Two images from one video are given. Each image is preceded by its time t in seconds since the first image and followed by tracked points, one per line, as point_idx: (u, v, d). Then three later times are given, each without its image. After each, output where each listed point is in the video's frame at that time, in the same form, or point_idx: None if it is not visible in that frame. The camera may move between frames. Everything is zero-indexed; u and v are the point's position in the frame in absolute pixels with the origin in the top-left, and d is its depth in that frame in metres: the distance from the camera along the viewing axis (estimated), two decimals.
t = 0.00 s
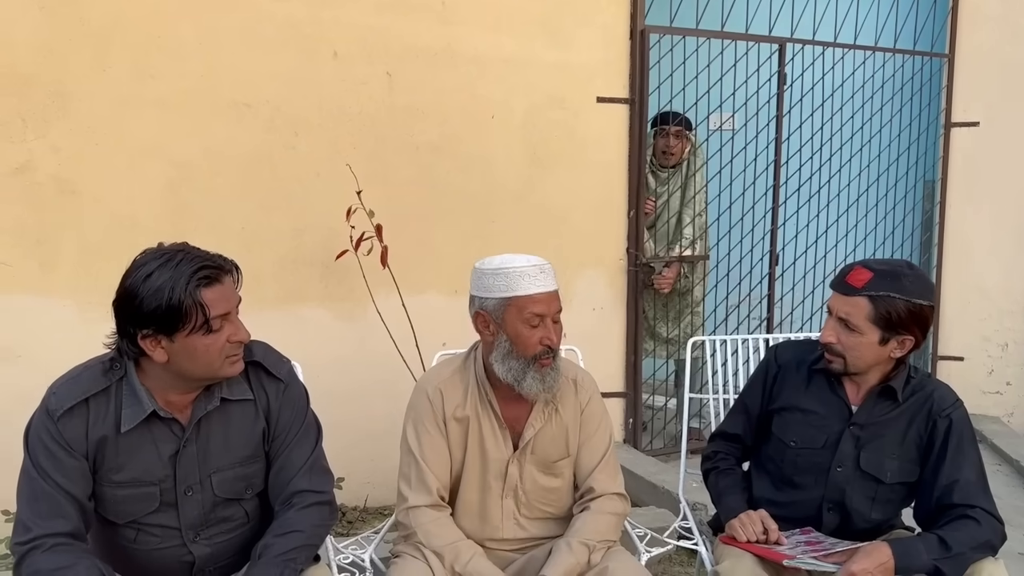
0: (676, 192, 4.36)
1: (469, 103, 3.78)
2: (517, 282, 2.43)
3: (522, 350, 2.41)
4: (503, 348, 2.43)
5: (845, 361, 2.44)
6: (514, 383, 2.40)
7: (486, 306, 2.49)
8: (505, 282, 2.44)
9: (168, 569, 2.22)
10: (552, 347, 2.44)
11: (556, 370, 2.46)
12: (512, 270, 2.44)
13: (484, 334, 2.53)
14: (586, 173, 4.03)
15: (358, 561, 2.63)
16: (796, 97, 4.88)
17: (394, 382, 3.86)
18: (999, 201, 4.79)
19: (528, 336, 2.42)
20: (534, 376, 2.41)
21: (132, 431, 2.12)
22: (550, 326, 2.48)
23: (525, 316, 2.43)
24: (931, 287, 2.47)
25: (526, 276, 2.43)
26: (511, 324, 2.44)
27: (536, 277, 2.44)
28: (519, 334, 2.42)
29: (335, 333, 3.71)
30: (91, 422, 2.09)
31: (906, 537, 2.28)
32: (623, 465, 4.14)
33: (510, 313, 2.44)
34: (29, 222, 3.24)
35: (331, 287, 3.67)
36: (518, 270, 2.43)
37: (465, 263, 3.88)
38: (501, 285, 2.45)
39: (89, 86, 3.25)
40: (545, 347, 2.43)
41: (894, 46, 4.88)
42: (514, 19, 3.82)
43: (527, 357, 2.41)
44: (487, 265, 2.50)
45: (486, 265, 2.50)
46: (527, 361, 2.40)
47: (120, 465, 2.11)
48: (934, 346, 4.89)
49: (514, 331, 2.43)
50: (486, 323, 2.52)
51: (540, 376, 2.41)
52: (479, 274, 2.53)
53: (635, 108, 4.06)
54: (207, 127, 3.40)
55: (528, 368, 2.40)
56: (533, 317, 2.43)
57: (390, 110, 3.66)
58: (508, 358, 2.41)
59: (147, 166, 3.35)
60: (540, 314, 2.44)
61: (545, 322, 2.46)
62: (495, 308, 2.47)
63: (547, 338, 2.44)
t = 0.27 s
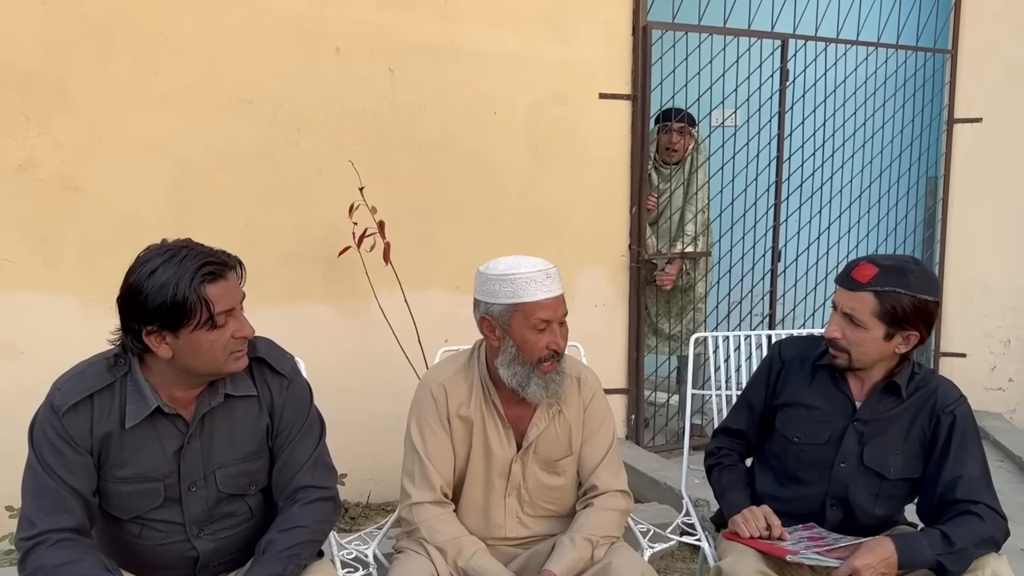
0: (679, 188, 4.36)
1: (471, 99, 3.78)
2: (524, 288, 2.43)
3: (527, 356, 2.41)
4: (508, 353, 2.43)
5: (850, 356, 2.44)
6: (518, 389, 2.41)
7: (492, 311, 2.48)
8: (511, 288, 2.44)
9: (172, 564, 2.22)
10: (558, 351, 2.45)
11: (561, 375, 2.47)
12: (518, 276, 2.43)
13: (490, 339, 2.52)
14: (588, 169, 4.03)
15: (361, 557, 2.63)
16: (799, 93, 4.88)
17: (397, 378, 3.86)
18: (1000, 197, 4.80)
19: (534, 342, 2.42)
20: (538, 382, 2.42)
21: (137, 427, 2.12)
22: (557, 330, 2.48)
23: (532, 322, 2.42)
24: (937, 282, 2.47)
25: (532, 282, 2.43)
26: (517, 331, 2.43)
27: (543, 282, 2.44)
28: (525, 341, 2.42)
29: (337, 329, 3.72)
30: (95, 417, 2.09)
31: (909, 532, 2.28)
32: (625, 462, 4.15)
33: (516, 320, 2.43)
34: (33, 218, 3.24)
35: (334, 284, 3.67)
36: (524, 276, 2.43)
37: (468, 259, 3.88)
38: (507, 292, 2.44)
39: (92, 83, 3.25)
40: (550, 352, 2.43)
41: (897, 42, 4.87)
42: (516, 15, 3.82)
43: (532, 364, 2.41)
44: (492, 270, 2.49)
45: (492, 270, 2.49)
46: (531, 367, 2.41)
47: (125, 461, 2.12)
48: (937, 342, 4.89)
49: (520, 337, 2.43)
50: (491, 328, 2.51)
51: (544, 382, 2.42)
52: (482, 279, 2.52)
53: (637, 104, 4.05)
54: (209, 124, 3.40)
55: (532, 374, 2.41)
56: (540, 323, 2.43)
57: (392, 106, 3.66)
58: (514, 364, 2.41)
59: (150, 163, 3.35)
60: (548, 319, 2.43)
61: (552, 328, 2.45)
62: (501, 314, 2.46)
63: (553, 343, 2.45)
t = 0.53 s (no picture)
0: (681, 184, 4.36)
1: (473, 95, 3.78)
2: (534, 286, 2.43)
3: (534, 353, 2.42)
4: (515, 350, 2.43)
5: (854, 353, 2.44)
6: (525, 386, 2.41)
7: (499, 308, 2.49)
8: (520, 286, 2.44)
9: (176, 560, 2.23)
10: (564, 349, 2.45)
11: (568, 370, 2.47)
12: (527, 274, 2.44)
13: (496, 336, 2.52)
14: (590, 165, 4.02)
15: (364, 553, 2.64)
16: (802, 90, 4.88)
17: (399, 375, 3.86)
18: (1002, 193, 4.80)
19: (541, 340, 2.42)
20: (546, 378, 2.41)
21: (141, 424, 2.12)
22: (563, 329, 2.48)
23: (539, 320, 2.44)
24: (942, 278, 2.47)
25: (541, 280, 2.44)
26: (524, 328, 2.44)
27: (551, 280, 2.45)
28: (532, 338, 2.43)
29: (340, 326, 3.72)
30: (99, 414, 2.10)
31: (911, 528, 2.28)
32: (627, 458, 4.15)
33: (524, 317, 2.44)
34: (35, 215, 3.24)
35: (336, 280, 3.67)
36: (533, 274, 2.43)
37: (470, 256, 3.88)
38: (516, 289, 2.45)
39: (94, 79, 3.25)
40: (558, 350, 2.44)
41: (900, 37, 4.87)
42: (518, 11, 3.81)
43: (539, 360, 2.42)
44: (500, 267, 2.50)
45: (500, 267, 2.50)
46: (539, 364, 2.41)
47: (129, 457, 2.12)
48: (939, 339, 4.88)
49: (528, 335, 2.43)
50: (498, 325, 2.51)
51: (552, 377, 2.42)
52: (491, 275, 2.52)
53: (640, 100, 4.05)
54: (211, 120, 3.40)
55: (540, 370, 2.41)
56: (547, 321, 2.44)
57: (394, 103, 3.65)
58: (521, 361, 2.42)
59: (152, 159, 3.35)
60: (554, 318, 2.45)
61: (558, 325, 2.46)
62: (509, 311, 2.47)
63: (560, 342, 2.45)
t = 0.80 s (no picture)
0: (682, 179, 4.35)
1: (475, 91, 3.77)
2: (531, 270, 2.44)
3: (533, 338, 2.42)
4: (514, 337, 2.43)
5: (858, 348, 2.44)
6: (525, 372, 2.41)
7: (497, 295, 2.49)
8: (517, 272, 2.45)
9: (178, 554, 2.23)
10: (564, 335, 2.45)
11: (568, 357, 2.47)
12: (523, 259, 2.45)
13: (494, 325, 2.52)
14: (591, 161, 4.02)
15: (366, 548, 2.64)
16: (804, 85, 4.87)
17: (400, 371, 3.87)
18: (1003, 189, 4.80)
19: (540, 325, 2.43)
20: (547, 364, 2.42)
21: (143, 419, 2.13)
22: (561, 314, 2.49)
23: (537, 304, 2.44)
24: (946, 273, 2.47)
25: (536, 265, 2.44)
26: (523, 314, 2.45)
27: (547, 265, 2.45)
28: (531, 323, 2.43)
29: (341, 321, 3.72)
30: (102, 409, 2.10)
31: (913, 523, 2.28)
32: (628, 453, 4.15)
33: (521, 303, 2.45)
34: (37, 210, 3.25)
35: (338, 276, 3.68)
36: (529, 259, 2.44)
37: (471, 251, 3.88)
38: (512, 276, 2.45)
39: (95, 74, 3.25)
40: (557, 336, 2.44)
41: (903, 32, 4.85)
42: (520, 7, 3.81)
43: (539, 346, 2.42)
44: (497, 254, 2.50)
45: (496, 255, 2.50)
46: (540, 350, 2.41)
47: (131, 452, 2.13)
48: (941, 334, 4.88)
49: (526, 321, 2.44)
50: (496, 314, 2.51)
51: (552, 363, 2.42)
52: (488, 265, 2.53)
53: (641, 96, 4.05)
54: (212, 115, 3.40)
55: (540, 356, 2.41)
56: (545, 306, 2.44)
57: (396, 98, 3.65)
58: (521, 347, 2.42)
59: (154, 155, 3.35)
60: (552, 303, 2.45)
61: (556, 311, 2.47)
62: (506, 297, 2.47)
63: (559, 327, 2.45)
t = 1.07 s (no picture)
0: (684, 174, 4.35)
1: (476, 87, 3.77)
2: (525, 266, 2.44)
3: (532, 336, 2.42)
4: (513, 335, 2.43)
5: (863, 343, 2.44)
6: (525, 370, 2.41)
7: (495, 294, 2.49)
8: (512, 269, 2.44)
9: (181, 549, 2.24)
10: (563, 331, 2.46)
11: (567, 353, 2.47)
12: (519, 256, 2.44)
13: (493, 323, 2.52)
14: (593, 156, 4.02)
15: (368, 543, 2.64)
16: (806, 80, 4.84)
17: (403, 366, 3.87)
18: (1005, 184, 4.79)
19: (538, 321, 2.43)
20: (546, 361, 2.42)
21: (146, 414, 2.13)
22: (560, 309, 2.49)
23: (535, 301, 2.43)
24: (951, 269, 2.46)
25: (533, 261, 2.44)
26: (522, 310, 2.44)
27: (543, 261, 2.45)
28: (529, 320, 2.43)
29: (343, 317, 3.72)
30: (105, 404, 2.10)
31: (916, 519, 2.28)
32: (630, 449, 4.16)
33: (519, 300, 2.45)
34: (39, 207, 3.25)
35: (340, 271, 3.68)
36: (524, 255, 2.44)
37: (473, 247, 3.87)
38: (508, 273, 2.45)
39: (97, 70, 3.24)
40: (557, 332, 2.45)
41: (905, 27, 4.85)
42: (522, 2, 3.80)
43: (537, 344, 2.42)
44: (492, 253, 2.50)
45: (492, 253, 2.50)
46: (540, 346, 2.42)
47: (134, 447, 2.13)
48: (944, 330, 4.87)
49: (525, 317, 2.44)
50: (495, 312, 2.51)
51: (551, 360, 2.42)
52: (484, 263, 2.53)
53: (643, 91, 4.04)
54: (214, 111, 3.40)
55: (539, 354, 2.41)
56: (543, 302, 2.44)
57: (397, 94, 3.65)
58: (520, 345, 2.42)
59: (155, 150, 3.35)
60: (550, 298, 2.45)
61: (554, 307, 2.47)
62: (504, 295, 2.47)
63: (558, 322, 2.46)
